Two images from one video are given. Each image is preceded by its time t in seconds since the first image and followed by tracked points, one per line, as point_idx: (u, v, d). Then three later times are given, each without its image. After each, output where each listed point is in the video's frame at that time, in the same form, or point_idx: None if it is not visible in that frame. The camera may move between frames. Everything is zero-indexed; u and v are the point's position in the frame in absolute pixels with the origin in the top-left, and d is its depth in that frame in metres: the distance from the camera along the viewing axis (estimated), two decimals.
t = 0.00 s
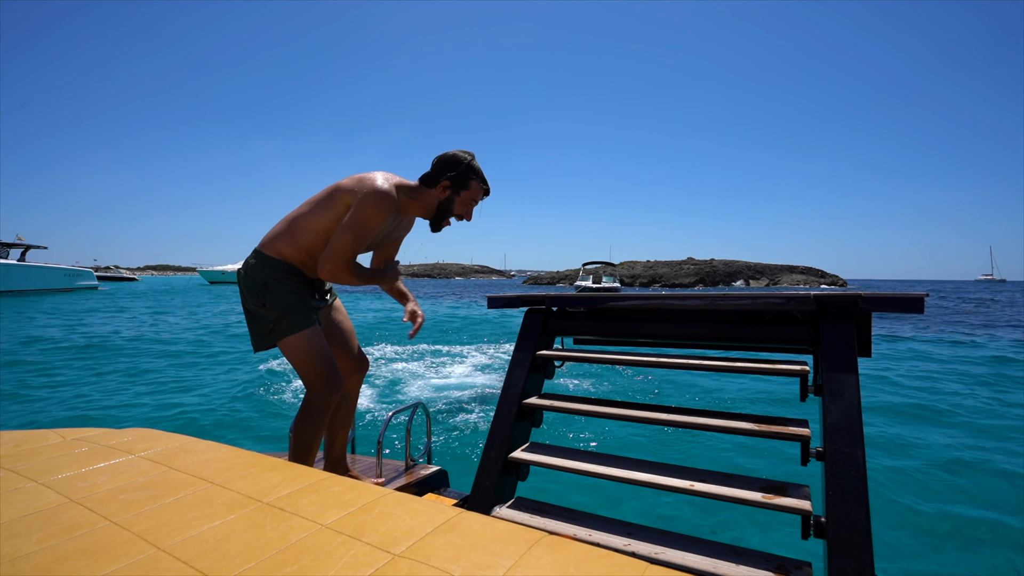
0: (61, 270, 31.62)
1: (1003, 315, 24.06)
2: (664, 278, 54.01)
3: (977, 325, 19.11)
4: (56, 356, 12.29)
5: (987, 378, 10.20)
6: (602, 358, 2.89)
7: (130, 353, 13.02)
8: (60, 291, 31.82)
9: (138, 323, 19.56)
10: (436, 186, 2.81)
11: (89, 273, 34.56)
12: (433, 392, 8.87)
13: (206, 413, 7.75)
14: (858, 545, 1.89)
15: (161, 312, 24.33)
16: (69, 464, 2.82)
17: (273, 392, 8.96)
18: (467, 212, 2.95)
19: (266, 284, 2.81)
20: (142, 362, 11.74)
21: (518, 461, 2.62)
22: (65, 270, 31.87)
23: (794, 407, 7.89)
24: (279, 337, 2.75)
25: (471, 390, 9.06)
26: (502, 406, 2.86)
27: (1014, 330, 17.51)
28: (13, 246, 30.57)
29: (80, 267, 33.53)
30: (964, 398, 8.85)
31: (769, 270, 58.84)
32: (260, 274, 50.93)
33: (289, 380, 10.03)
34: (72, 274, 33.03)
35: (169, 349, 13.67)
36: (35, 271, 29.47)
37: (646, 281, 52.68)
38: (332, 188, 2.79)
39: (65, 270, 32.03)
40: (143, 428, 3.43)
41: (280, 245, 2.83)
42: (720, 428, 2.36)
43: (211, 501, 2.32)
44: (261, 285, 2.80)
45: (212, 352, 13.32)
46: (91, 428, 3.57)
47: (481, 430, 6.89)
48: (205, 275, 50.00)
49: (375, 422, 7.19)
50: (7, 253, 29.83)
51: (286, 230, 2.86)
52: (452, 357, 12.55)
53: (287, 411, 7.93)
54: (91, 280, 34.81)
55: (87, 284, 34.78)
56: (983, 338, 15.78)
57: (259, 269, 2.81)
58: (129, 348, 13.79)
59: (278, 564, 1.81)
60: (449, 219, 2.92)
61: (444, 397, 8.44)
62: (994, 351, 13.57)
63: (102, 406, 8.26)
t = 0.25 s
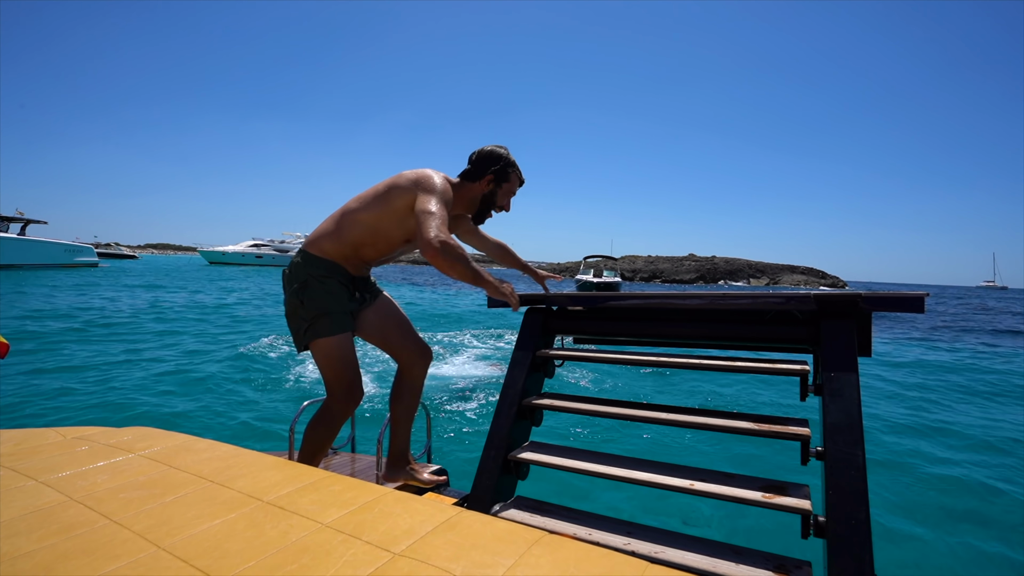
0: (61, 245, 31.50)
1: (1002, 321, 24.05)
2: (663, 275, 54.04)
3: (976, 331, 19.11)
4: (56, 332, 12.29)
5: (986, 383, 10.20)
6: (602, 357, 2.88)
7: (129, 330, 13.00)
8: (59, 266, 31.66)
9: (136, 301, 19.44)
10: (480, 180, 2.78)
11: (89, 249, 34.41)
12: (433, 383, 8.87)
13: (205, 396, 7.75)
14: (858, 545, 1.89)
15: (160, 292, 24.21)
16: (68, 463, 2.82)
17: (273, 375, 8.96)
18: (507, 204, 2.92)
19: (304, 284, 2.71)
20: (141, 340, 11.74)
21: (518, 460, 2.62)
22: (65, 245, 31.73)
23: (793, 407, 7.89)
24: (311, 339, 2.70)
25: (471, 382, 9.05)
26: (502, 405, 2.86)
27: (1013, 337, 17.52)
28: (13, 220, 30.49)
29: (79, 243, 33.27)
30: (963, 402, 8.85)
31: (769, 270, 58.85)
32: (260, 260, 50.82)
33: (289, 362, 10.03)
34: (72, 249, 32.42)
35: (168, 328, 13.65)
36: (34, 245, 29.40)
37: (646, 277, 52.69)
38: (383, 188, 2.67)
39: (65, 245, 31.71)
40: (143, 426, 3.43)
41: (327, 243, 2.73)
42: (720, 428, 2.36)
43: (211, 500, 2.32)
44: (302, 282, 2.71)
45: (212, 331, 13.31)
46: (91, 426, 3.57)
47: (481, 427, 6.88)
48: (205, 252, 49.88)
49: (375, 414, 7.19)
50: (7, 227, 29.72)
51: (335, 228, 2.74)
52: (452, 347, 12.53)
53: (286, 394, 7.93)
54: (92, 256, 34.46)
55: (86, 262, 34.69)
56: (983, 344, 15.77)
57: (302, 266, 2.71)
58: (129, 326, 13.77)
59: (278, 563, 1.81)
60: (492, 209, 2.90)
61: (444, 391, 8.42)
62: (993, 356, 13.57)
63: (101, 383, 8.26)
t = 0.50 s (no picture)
0: (62, 225, 31.42)
1: (1003, 325, 23.98)
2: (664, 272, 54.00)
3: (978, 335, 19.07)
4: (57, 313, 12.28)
5: (985, 385, 10.21)
6: (601, 356, 2.88)
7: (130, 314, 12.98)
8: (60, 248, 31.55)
9: (136, 284, 19.35)
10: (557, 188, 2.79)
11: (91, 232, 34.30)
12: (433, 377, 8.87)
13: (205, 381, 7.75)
14: (857, 544, 1.89)
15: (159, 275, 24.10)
16: (69, 461, 2.82)
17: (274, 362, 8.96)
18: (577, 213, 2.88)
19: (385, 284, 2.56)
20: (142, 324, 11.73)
21: (518, 459, 2.62)
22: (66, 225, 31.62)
23: (793, 406, 7.88)
24: (375, 341, 2.56)
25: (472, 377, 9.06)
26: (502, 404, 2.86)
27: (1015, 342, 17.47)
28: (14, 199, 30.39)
29: (79, 225, 33.08)
30: (962, 402, 8.86)
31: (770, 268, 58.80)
32: (261, 246, 50.71)
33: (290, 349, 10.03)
34: (72, 231, 32.15)
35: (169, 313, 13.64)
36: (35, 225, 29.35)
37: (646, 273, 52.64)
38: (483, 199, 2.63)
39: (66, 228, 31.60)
40: (143, 425, 3.43)
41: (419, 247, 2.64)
42: (721, 426, 2.36)
43: (211, 498, 2.32)
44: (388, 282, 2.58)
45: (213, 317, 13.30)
46: (91, 425, 3.57)
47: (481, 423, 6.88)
48: (206, 242, 49.82)
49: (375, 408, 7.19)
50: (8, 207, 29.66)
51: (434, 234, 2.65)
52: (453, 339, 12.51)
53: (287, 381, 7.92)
54: (91, 238, 34.22)
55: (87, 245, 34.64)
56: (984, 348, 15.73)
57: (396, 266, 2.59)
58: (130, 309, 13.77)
59: (278, 561, 1.81)
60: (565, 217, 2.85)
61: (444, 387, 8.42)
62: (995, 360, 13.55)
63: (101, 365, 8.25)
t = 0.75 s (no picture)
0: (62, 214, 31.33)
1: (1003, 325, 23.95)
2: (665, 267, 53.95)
3: (979, 334, 19.03)
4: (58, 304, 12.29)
5: (985, 384, 10.22)
6: (600, 352, 2.88)
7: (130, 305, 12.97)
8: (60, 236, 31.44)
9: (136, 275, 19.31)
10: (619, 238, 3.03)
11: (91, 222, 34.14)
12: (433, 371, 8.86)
13: (205, 373, 7.74)
14: (858, 540, 1.89)
15: (159, 265, 24.04)
16: (69, 456, 2.82)
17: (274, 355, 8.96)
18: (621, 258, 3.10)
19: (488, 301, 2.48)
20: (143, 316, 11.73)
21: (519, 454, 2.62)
22: (67, 214, 31.56)
23: (794, 403, 7.88)
24: (451, 343, 2.48)
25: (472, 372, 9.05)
26: (502, 400, 2.86)
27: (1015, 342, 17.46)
28: (14, 188, 30.29)
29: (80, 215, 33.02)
30: (962, 400, 8.86)
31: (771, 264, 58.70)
32: (262, 237, 50.65)
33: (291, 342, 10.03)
34: (72, 222, 32.06)
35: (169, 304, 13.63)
36: (35, 213, 29.28)
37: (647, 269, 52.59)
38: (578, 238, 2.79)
39: (66, 217, 31.54)
40: (143, 418, 3.43)
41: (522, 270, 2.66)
42: (721, 422, 2.35)
43: (212, 493, 2.31)
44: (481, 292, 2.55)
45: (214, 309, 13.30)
46: (91, 420, 3.57)
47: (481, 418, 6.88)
48: (206, 234, 49.72)
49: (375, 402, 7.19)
50: (9, 195, 29.64)
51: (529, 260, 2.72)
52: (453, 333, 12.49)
53: (287, 374, 7.92)
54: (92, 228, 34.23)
55: (88, 234, 34.58)
56: (986, 348, 15.70)
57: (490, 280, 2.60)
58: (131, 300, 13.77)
59: (279, 557, 1.81)
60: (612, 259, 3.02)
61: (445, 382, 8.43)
62: (995, 360, 13.54)
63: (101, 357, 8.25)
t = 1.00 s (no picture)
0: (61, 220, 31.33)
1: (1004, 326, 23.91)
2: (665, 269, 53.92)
3: (980, 335, 19.00)
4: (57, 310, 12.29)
5: (986, 385, 10.20)
6: (600, 352, 2.88)
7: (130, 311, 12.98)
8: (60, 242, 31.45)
9: (136, 279, 19.31)
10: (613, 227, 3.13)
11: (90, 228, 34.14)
12: (433, 373, 8.86)
13: (204, 377, 7.73)
14: (857, 540, 1.89)
15: (159, 270, 24.07)
16: (69, 456, 2.82)
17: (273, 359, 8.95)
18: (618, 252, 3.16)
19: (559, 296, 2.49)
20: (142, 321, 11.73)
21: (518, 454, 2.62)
22: (66, 220, 31.59)
23: (794, 403, 7.87)
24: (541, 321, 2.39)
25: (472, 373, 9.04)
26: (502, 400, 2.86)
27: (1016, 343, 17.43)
28: (14, 194, 30.29)
29: (80, 220, 33.03)
30: (962, 400, 8.87)
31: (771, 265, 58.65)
32: (262, 242, 50.61)
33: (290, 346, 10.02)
34: (72, 227, 31.90)
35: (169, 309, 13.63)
36: (35, 219, 29.30)
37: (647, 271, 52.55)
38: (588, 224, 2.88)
39: (66, 223, 31.55)
40: (143, 418, 3.43)
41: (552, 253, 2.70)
42: (721, 422, 2.35)
43: (211, 493, 2.32)
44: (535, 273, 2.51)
45: (214, 314, 13.30)
46: (90, 419, 3.57)
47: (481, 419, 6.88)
48: (206, 239, 49.66)
49: (375, 405, 7.18)
50: (9, 202, 29.65)
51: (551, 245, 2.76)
52: (453, 335, 12.50)
53: (287, 378, 7.92)
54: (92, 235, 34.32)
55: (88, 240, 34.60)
56: (987, 349, 15.68)
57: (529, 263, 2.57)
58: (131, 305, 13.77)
59: (279, 557, 1.80)
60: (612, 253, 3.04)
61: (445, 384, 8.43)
62: (997, 361, 13.51)
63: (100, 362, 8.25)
